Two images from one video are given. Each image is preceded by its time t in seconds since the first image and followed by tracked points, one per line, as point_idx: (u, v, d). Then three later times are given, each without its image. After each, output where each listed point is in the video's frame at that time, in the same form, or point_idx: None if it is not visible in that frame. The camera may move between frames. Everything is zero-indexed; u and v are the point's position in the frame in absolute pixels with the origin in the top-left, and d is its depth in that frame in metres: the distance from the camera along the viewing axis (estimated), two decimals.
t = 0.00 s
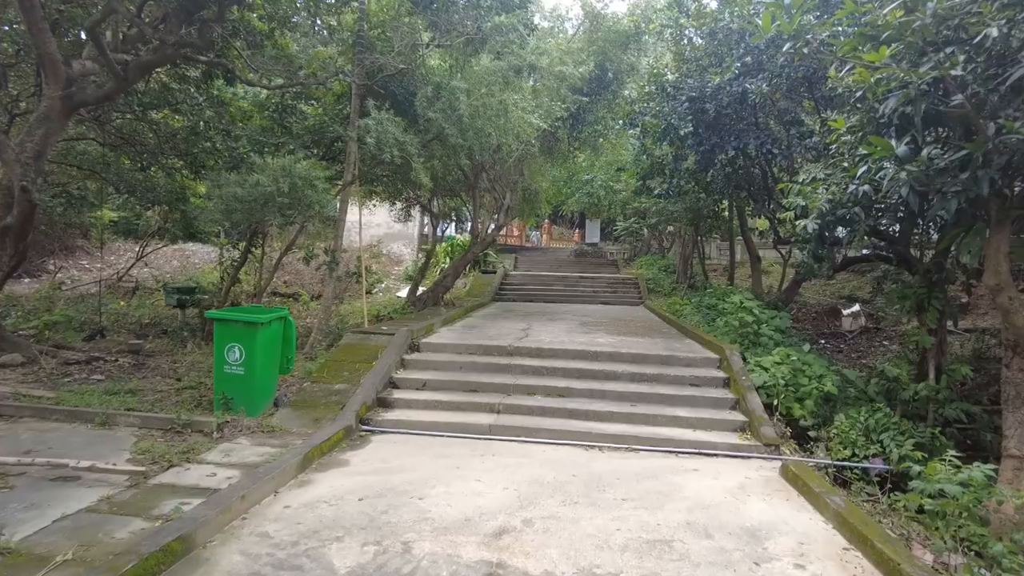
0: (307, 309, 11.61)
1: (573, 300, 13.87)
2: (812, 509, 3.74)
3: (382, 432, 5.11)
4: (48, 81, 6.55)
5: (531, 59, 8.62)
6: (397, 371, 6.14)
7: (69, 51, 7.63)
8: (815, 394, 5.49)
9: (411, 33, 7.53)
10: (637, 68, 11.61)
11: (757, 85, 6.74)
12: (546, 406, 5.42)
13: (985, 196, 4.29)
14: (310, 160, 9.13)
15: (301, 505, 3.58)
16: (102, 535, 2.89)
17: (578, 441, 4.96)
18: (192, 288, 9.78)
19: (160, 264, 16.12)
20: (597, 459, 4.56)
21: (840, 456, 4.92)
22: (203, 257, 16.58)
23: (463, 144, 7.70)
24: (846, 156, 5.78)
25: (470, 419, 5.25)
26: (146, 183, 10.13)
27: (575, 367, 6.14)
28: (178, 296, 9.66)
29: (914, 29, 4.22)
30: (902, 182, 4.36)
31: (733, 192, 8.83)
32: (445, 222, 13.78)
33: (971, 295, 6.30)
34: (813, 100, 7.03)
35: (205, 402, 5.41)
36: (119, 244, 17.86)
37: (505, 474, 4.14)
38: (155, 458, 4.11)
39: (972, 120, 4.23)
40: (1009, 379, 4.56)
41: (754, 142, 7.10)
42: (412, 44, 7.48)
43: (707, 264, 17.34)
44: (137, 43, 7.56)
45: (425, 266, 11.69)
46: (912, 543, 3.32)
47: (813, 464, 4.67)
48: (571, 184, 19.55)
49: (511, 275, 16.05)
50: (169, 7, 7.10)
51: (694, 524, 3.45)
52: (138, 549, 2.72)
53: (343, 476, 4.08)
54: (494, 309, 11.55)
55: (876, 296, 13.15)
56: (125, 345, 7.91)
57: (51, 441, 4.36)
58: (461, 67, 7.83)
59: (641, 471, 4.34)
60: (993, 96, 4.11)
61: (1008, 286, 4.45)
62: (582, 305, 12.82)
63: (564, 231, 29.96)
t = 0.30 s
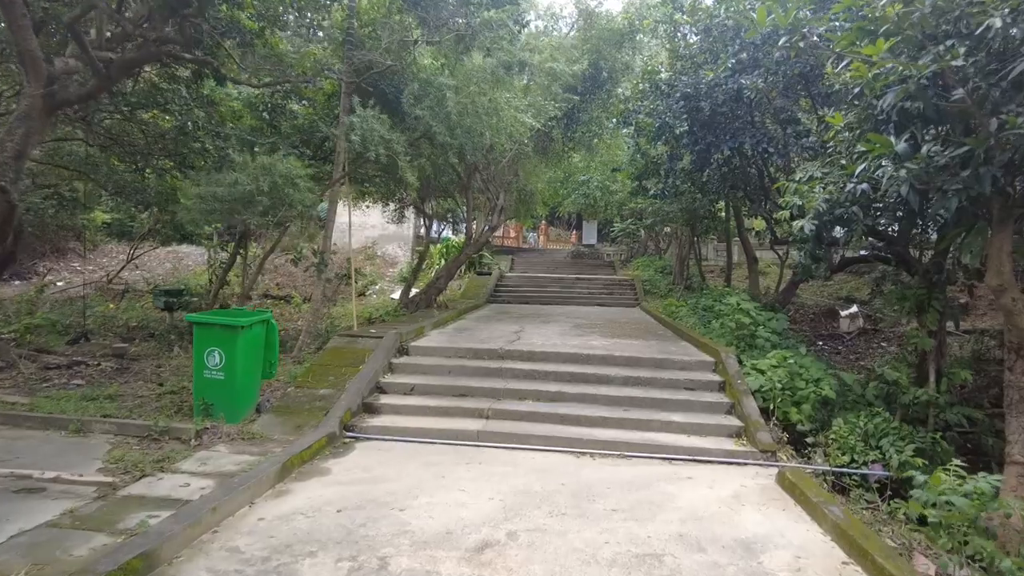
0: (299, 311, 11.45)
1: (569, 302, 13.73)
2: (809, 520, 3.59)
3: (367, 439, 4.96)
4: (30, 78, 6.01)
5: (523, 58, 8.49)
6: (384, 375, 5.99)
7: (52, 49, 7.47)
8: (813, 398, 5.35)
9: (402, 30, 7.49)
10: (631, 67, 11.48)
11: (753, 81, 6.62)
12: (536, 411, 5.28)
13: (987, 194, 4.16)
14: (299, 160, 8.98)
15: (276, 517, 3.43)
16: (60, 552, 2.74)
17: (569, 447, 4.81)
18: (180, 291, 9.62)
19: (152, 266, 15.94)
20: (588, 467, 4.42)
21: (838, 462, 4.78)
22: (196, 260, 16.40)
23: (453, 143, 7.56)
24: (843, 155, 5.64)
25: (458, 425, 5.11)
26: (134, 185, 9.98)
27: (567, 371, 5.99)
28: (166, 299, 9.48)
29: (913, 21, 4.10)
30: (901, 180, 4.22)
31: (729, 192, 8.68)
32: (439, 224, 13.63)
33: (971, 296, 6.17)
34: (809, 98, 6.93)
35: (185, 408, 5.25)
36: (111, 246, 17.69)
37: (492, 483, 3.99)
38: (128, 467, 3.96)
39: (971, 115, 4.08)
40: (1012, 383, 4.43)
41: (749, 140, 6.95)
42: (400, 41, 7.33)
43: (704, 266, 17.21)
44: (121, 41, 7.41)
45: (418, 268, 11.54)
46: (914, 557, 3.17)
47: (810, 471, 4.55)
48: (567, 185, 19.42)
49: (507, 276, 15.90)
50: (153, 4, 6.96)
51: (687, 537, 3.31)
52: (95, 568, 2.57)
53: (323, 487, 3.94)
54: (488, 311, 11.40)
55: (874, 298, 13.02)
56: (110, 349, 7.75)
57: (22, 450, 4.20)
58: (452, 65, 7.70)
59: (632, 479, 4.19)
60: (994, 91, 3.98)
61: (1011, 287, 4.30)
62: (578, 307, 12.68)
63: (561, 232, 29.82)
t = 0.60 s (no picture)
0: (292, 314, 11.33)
1: (566, 304, 13.61)
2: (806, 532, 3.47)
3: (354, 447, 4.85)
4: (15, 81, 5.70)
5: (516, 58, 8.38)
6: (374, 381, 5.87)
7: (37, 49, 7.33)
8: (810, 404, 5.23)
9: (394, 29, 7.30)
10: (627, 67, 11.34)
11: (750, 80, 6.57)
12: (528, 417, 5.16)
13: (989, 195, 4.05)
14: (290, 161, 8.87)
15: (253, 530, 3.31)
16: (21, 570, 2.62)
17: (560, 454, 4.70)
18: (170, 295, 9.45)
19: (147, 268, 15.81)
20: (579, 476, 4.30)
21: (836, 470, 4.68)
22: (191, 262, 16.27)
23: (443, 143, 7.44)
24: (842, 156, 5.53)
25: (447, 432, 4.99)
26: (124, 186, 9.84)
27: (561, 375, 5.88)
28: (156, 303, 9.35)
29: (913, 17, 3.98)
30: (901, 181, 4.10)
31: (726, 194, 8.54)
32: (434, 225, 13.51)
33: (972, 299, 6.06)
34: (807, 97, 6.85)
35: (168, 413, 5.12)
36: (106, 248, 17.56)
37: (479, 493, 3.87)
38: (104, 476, 3.84)
39: (973, 113, 3.96)
40: (1015, 389, 4.32)
41: (745, 140, 6.83)
42: (389, 39, 7.19)
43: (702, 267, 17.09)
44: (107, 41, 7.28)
45: (413, 270, 11.42)
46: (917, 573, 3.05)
47: (808, 479, 4.45)
48: (565, 186, 19.30)
49: (504, 279, 15.78)
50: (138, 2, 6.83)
51: (679, 550, 3.19)
52: None
53: (305, 497, 3.82)
54: (484, 314, 11.28)
55: (873, 299, 12.91)
56: (97, 353, 7.62)
57: None
58: (443, 64, 7.59)
59: (625, 488, 4.08)
60: (996, 89, 3.88)
61: (1015, 290, 4.19)
62: (574, 309, 12.56)
63: (559, 234, 29.71)
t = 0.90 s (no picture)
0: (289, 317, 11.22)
1: (564, 307, 13.51)
2: (810, 542, 3.36)
3: (346, 452, 4.75)
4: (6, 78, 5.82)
5: (513, 57, 8.28)
6: (368, 384, 5.76)
7: (30, 48, 7.24)
8: (813, 409, 5.13)
9: (390, 28, 7.24)
10: (627, 68, 11.24)
11: (750, 81, 6.43)
12: (524, 422, 5.05)
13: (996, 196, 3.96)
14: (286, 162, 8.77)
15: (239, 539, 3.21)
16: None
17: (557, 461, 4.59)
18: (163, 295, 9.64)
19: (145, 271, 15.72)
20: (576, 482, 4.20)
21: (839, 476, 4.58)
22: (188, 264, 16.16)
23: (439, 143, 7.34)
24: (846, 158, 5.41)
25: (442, 437, 4.89)
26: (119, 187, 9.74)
27: (558, 379, 5.77)
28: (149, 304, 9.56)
29: (919, 12, 3.88)
30: (907, 180, 4.01)
31: (726, 196, 8.47)
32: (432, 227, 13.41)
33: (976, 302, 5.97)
34: (809, 98, 6.61)
35: (158, 417, 5.02)
36: (102, 250, 17.45)
37: (474, 501, 3.77)
38: (88, 482, 3.74)
39: (979, 111, 3.88)
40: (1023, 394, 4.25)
41: (746, 140, 6.78)
42: (385, 36, 7.10)
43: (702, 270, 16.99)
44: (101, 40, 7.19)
45: (410, 272, 11.30)
46: None
47: (810, 486, 4.35)
48: (564, 189, 19.21)
49: (502, 281, 15.67)
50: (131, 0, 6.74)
51: (678, 561, 3.09)
52: None
53: (295, 505, 3.72)
54: (482, 317, 11.16)
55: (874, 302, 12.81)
56: (89, 356, 7.52)
57: None
58: (440, 64, 7.49)
59: (623, 495, 3.98)
60: (1003, 87, 3.79)
61: None
62: (573, 312, 12.45)
63: (559, 237, 29.64)
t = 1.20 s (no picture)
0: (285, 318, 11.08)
1: (564, 309, 13.39)
2: (822, 558, 3.24)
3: (340, 459, 4.62)
4: None
5: (513, 54, 8.14)
6: (363, 389, 5.63)
7: (22, 43, 7.10)
8: (820, 416, 5.01)
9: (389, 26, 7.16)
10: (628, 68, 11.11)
11: (756, 80, 6.31)
12: (524, 429, 4.92)
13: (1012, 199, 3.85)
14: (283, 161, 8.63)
15: (226, 552, 3.07)
16: None
17: (558, 469, 4.46)
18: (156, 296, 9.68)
19: (140, 271, 15.55)
20: (577, 492, 4.07)
21: (847, 486, 4.46)
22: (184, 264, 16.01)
23: (437, 141, 7.19)
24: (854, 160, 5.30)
25: (439, 444, 4.75)
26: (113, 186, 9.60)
27: (559, 384, 5.64)
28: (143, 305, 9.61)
29: (934, 10, 3.76)
30: (919, 182, 3.89)
31: (729, 198, 8.38)
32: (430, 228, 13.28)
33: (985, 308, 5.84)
34: (814, 99, 6.55)
35: (147, 421, 4.88)
36: (98, 250, 17.30)
37: (471, 512, 3.64)
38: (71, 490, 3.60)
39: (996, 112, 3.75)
40: None
41: (751, 141, 6.66)
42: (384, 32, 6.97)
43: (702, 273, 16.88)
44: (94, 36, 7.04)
45: (408, 274, 11.16)
46: None
47: (817, 497, 4.23)
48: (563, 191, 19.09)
49: (501, 283, 15.55)
50: None
51: None
52: None
53: (286, 515, 3.58)
54: (481, 319, 11.03)
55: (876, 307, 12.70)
56: (79, 357, 7.38)
57: None
58: (439, 62, 7.36)
59: (626, 506, 3.85)
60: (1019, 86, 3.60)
61: None
62: (573, 315, 12.33)
63: (558, 239, 29.59)
